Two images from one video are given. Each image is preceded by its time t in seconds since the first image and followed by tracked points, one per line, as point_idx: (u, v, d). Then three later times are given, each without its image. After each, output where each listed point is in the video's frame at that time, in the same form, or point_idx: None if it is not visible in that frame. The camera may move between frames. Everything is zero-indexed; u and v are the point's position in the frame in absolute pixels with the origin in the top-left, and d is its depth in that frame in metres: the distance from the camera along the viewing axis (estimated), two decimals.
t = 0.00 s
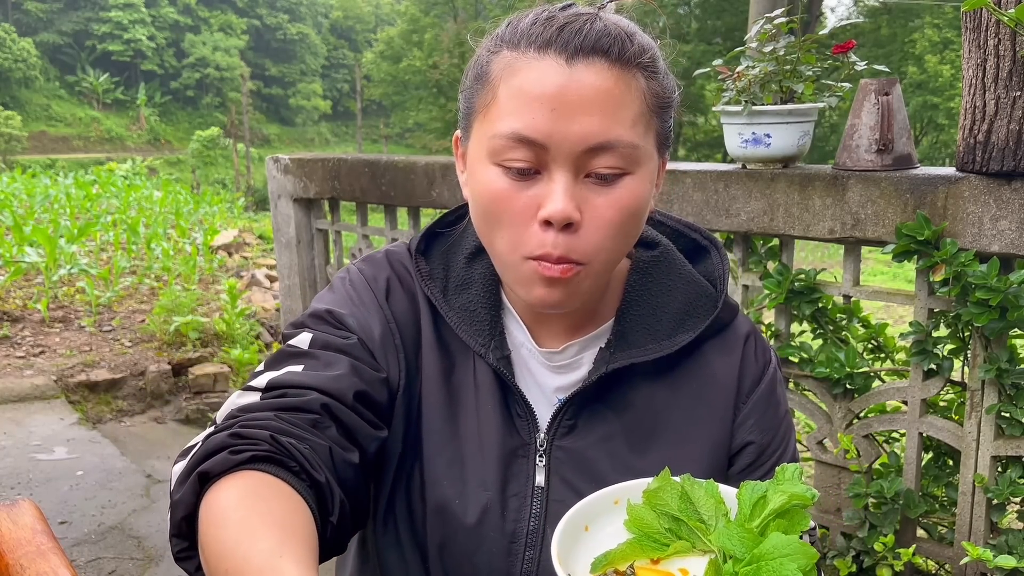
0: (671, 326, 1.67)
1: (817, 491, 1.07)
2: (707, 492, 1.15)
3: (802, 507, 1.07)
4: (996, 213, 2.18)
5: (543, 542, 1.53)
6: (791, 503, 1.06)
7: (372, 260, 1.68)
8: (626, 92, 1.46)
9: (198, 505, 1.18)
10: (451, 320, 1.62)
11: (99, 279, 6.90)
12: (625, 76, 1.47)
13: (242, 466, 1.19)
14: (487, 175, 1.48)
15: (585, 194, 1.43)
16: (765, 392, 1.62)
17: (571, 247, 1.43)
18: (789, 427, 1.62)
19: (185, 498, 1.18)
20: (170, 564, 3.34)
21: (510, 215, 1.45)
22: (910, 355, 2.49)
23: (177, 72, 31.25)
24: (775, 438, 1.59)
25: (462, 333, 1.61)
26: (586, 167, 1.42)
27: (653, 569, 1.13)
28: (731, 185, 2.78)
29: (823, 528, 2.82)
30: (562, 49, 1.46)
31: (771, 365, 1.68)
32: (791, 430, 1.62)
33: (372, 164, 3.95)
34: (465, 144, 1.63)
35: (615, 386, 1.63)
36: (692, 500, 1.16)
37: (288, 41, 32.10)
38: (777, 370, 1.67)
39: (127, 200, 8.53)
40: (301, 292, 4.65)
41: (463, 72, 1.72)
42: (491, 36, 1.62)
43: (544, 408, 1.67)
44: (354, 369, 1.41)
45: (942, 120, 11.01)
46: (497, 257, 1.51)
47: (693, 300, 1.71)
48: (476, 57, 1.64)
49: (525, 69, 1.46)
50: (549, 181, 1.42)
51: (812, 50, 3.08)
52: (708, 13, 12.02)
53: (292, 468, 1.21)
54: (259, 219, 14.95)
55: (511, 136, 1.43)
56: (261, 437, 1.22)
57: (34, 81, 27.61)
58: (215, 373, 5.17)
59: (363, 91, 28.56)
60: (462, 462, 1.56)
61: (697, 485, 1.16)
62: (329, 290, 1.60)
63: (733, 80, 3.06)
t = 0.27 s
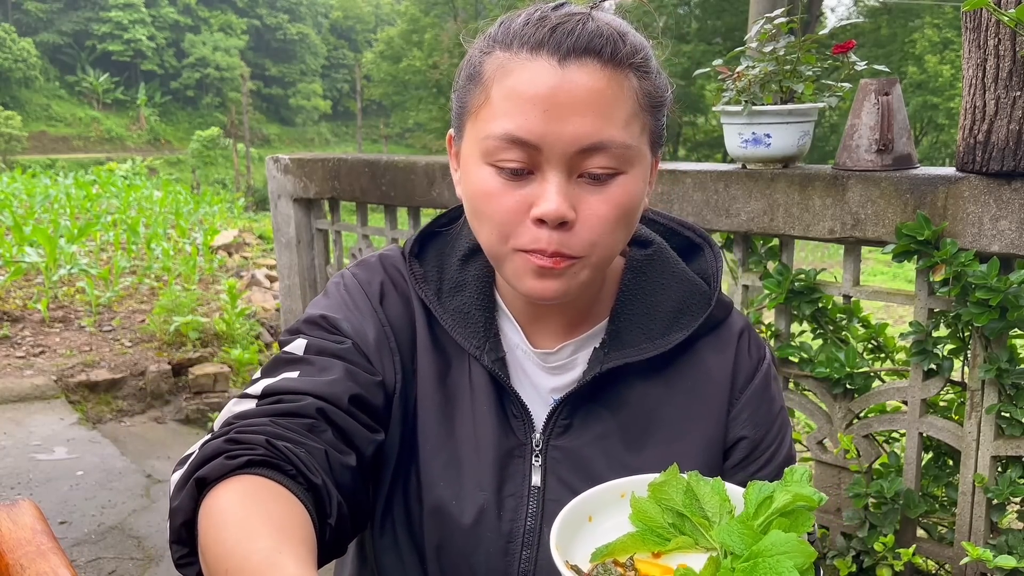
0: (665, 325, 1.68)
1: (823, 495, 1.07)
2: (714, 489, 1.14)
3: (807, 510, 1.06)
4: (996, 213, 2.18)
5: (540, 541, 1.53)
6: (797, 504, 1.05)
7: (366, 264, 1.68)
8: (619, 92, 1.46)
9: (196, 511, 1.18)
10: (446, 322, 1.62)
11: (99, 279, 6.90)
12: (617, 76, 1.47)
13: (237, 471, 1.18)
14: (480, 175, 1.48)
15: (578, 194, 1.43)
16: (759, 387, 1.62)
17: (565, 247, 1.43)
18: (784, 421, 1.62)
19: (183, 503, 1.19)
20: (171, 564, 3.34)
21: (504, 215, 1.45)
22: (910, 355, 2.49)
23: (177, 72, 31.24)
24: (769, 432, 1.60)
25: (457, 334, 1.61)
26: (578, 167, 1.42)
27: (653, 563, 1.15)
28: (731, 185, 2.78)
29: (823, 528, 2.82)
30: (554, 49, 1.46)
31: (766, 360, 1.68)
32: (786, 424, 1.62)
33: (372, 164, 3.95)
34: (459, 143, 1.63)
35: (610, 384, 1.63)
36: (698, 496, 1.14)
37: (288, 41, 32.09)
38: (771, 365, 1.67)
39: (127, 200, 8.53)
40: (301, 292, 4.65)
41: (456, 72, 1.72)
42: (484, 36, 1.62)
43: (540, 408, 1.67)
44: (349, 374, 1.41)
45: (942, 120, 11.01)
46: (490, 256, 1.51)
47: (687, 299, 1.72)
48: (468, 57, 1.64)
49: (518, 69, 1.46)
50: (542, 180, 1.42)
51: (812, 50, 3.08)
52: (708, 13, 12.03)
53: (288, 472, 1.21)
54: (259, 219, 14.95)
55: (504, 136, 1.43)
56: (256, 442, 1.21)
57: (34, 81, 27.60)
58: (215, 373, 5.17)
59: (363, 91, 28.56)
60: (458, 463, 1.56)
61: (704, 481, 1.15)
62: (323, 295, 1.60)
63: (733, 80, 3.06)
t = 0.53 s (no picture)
0: (660, 321, 1.68)
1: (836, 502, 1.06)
2: (722, 486, 1.13)
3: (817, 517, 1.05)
4: (996, 213, 2.18)
5: (537, 537, 1.53)
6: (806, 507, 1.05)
7: (362, 265, 1.68)
8: (615, 91, 1.46)
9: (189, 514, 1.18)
10: (443, 321, 1.62)
11: (99, 279, 6.90)
12: (614, 76, 1.47)
13: (231, 470, 1.19)
14: (477, 173, 1.48)
15: (574, 192, 1.42)
16: (753, 380, 1.63)
17: (560, 244, 1.43)
18: (778, 413, 1.62)
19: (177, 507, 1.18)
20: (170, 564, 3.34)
21: (500, 212, 1.45)
22: (910, 355, 2.49)
23: (177, 72, 31.24)
24: (763, 424, 1.60)
25: (454, 334, 1.61)
26: (575, 165, 1.42)
27: (654, 555, 1.15)
28: (731, 185, 2.78)
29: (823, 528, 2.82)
30: (551, 49, 1.46)
31: (759, 354, 1.69)
32: (781, 416, 1.62)
33: (372, 164, 3.95)
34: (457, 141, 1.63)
35: (605, 379, 1.63)
36: (705, 491, 1.14)
37: (288, 40, 32.08)
38: (764, 358, 1.68)
39: (127, 200, 8.53)
40: (301, 292, 4.65)
41: (455, 70, 1.72)
42: (482, 34, 1.62)
43: (536, 405, 1.67)
44: (343, 375, 1.41)
45: (942, 120, 11.00)
46: (487, 252, 1.52)
47: (681, 295, 1.72)
48: (467, 56, 1.64)
49: (516, 69, 1.46)
50: (538, 178, 1.42)
51: (812, 50, 3.08)
52: (708, 13, 12.03)
53: (281, 471, 1.21)
54: (259, 219, 14.95)
55: (501, 135, 1.43)
56: (250, 442, 1.21)
57: (34, 81, 27.61)
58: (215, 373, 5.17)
59: (363, 91, 28.56)
60: (455, 462, 1.56)
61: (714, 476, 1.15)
62: (318, 297, 1.60)
63: (733, 80, 3.06)
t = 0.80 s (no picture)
0: (657, 315, 1.69)
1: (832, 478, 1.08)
2: (714, 475, 1.15)
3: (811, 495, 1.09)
4: (996, 213, 2.18)
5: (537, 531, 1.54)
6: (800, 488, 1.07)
7: (361, 263, 1.68)
8: (616, 89, 1.46)
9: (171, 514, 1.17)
10: (443, 318, 1.63)
11: (99, 279, 6.90)
12: (615, 74, 1.47)
13: (218, 454, 1.18)
14: (479, 169, 1.48)
15: (574, 189, 1.43)
16: (748, 370, 1.63)
17: (559, 241, 1.44)
18: (775, 402, 1.62)
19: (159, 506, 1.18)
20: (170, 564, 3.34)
21: (501, 209, 1.46)
22: (910, 355, 2.49)
23: (177, 72, 31.24)
24: (760, 414, 1.61)
25: (453, 329, 1.62)
26: (575, 163, 1.42)
27: (650, 552, 1.21)
28: (731, 185, 2.78)
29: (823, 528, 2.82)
30: (553, 47, 1.46)
31: (756, 345, 1.69)
32: (779, 406, 1.62)
33: (372, 164, 3.95)
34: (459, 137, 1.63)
35: (602, 373, 1.63)
36: (698, 481, 1.16)
37: (288, 40, 32.08)
38: (761, 349, 1.68)
39: (127, 200, 8.53)
40: (301, 292, 4.65)
41: (457, 65, 1.72)
42: (485, 31, 1.62)
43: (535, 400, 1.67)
44: (337, 369, 1.42)
45: (942, 120, 11.00)
46: (488, 249, 1.52)
47: (677, 290, 1.72)
48: (469, 52, 1.64)
49: (518, 66, 1.46)
50: (539, 176, 1.43)
51: (812, 50, 3.08)
52: (708, 13, 12.03)
53: (268, 456, 1.20)
54: (259, 219, 14.95)
55: (502, 132, 1.43)
56: (237, 428, 1.22)
57: (34, 81, 27.62)
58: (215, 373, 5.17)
59: (363, 91, 28.55)
60: (454, 457, 1.56)
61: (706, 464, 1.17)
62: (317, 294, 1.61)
63: (733, 80, 3.06)
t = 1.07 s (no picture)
0: (655, 309, 1.70)
1: (801, 491, 1.07)
2: (674, 481, 1.16)
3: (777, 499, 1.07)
4: (996, 213, 2.18)
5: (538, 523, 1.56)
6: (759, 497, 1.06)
7: (369, 254, 1.73)
8: (619, 77, 1.47)
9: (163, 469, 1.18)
10: (446, 309, 1.66)
11: (99, 279, 6.90)
12: (617, 64, 1.48)
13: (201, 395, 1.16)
14: (484, 156, 1.49)
15: (577, 174, 1.42)
16: (743, 357, 1.63)
17: (562, 226, 1.43)
18: (772, 390, 1.59)
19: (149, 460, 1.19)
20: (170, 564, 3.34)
21: (505, 195, 1.46)
22: (910, 355, 2.49)
23: (177, 72, 31.23)
24: (754, 401, 1.58)
25: (455, 320, 1.65)
26: (578, 148, 1.42)
27: (597, 559, 1.19)
28: (731, 185, 2.78)
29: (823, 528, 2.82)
30: (558, 36, 1.49)
31: (752, 335, 1.69)
32: (776, 396, 1.59)
33: (372, 164, 3.95)
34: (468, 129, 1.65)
35: (599, 365, 1.64)
36: (655, 485, 1.17)
37: (288, 40, 32.06)
38: (757, 338, 1.68)
39: (127, 200, 8.53)
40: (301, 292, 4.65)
41: (466, 64, 1.76)
42: (494, 26, 1.66)
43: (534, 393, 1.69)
44: (334, 346, 1.46)
45: (942, 120, 10.99)
46: (492, 236, 1.53)
47: (676, 286, 1.74)
48: (479, 46, 1.67)
49: (523, 55, 1.48)
50: (542, 161, 1.43)
51: (812, 50, 3.08)
52: (708, 13, 12.02)
53: (249, 404, 1.19)
54: (259, 219, 14.94)
55: (506, 118, 1.44)
56: (223, 375, 1.20)
57: (34, 81, 27.61)
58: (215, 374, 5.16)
59: (363, 91, 28.54)
60: (455, 447, 1.58)
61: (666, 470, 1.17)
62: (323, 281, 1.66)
63: (733, 80, 3.07)
